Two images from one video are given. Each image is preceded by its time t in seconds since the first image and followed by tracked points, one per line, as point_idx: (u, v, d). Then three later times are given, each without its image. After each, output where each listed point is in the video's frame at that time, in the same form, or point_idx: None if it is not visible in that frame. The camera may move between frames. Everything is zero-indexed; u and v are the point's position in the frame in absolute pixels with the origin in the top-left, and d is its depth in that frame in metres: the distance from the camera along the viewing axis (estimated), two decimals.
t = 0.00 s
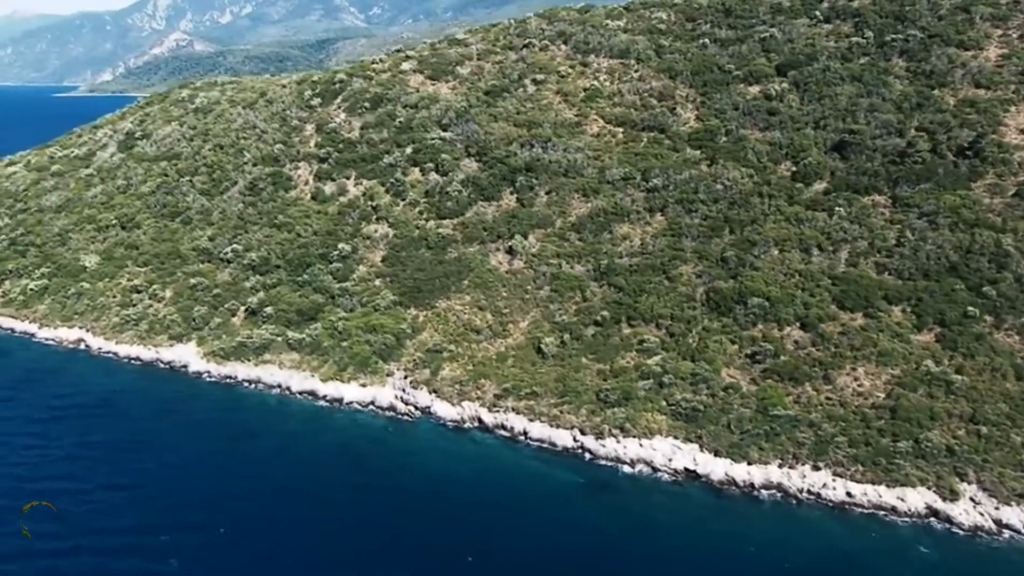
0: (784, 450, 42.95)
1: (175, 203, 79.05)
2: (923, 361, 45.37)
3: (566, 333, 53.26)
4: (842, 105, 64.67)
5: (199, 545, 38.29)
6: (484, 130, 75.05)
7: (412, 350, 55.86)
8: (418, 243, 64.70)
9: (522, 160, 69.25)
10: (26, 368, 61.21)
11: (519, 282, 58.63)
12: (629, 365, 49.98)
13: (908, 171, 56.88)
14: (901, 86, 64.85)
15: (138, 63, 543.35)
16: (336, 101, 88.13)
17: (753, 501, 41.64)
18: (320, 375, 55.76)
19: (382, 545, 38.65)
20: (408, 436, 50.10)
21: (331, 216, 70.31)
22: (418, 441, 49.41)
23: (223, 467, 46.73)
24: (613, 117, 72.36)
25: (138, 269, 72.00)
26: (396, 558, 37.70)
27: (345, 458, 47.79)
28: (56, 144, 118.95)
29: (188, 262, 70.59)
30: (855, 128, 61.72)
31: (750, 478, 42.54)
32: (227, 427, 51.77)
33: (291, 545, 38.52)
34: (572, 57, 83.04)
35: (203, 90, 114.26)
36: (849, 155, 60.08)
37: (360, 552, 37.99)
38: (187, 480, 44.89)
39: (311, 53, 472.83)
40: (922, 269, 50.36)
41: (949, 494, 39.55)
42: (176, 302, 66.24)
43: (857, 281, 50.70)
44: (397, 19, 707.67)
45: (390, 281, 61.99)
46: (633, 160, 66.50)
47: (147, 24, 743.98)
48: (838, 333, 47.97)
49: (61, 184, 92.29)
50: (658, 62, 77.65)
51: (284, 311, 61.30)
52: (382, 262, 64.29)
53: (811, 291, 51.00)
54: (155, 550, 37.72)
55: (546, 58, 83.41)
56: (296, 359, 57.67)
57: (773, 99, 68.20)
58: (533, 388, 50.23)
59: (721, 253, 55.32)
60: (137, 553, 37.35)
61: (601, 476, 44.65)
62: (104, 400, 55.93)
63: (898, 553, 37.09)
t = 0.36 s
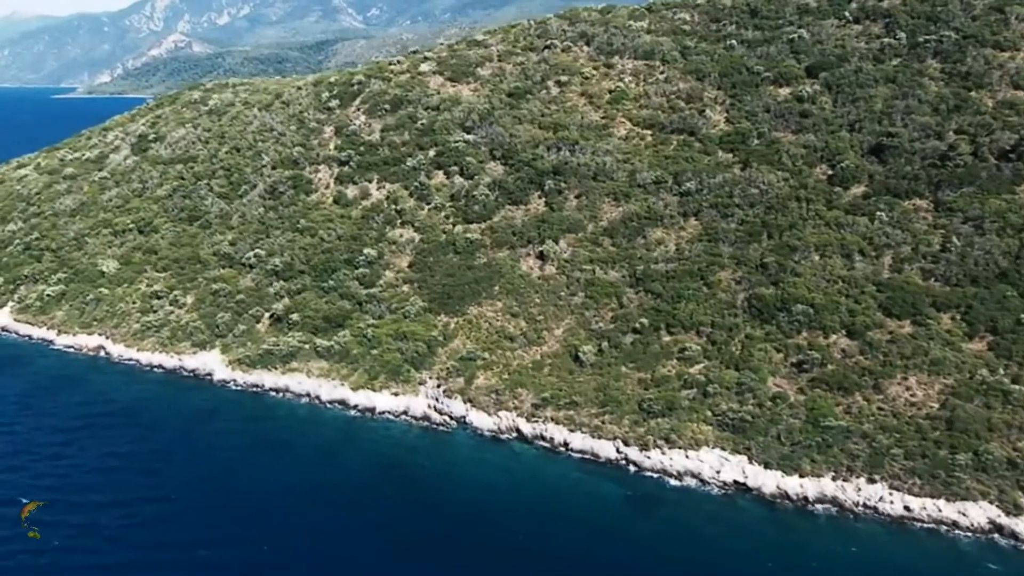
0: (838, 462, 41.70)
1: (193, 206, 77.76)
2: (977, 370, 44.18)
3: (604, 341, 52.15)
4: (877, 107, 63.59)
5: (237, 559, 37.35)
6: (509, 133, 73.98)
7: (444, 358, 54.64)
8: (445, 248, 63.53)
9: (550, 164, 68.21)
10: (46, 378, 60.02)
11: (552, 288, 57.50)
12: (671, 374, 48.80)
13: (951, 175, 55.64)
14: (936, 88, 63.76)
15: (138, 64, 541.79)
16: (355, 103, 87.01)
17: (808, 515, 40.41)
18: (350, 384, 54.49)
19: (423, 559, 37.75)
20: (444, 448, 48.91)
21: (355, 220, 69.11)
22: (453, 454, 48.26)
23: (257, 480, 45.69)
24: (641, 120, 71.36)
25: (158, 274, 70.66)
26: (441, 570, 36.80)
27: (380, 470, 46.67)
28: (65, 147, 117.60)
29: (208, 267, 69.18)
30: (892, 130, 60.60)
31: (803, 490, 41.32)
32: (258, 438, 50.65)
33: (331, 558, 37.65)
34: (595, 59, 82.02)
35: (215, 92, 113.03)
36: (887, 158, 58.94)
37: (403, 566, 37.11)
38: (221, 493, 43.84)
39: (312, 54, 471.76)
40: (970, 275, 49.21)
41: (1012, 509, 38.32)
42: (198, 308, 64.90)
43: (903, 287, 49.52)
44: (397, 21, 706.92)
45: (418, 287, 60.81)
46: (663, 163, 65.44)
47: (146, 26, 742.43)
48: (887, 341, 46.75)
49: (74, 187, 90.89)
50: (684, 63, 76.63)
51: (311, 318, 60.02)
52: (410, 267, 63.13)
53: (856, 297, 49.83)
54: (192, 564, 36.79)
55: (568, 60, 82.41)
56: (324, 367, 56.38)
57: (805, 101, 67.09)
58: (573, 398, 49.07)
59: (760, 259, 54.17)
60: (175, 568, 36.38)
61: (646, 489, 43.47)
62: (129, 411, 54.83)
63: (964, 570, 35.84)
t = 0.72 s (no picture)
0: (889, 476, 40.63)
1: (202, 213, 76.00)
2: None
3: (638, 351, 50.96)
4: (904, 111, 62.82)
5: None
6: (526, 137, 72.75)
7: (472, 369, 53.25)
8: (467, 255, 62.20)
9: (570, 169, 67.10)
10: (57, 392, 58.26)
11: (580, 297, 56.28)
12: (710, 385, 47.62)
13: (985, 180, 54.83)
14: (963, 92, 63.07)
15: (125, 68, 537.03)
16: (365, 106, 85.56)
17: (861, 531, 39.28)
18: (376, 396, 53.01)
19: None
20: (477, 463, 47.55)
21: (372, 227, 67.61)
22: (486, 468, 46.92)
23: (286, 497, 44.22)
24: (661, 124, 70.36)
25: (169, 283, 68.87)
26: None
27: (411, 486, 45.37)
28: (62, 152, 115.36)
29: (221, 275, 67.46)
30: (922, 134, 59.76)
31: (855, 505, 40.21)
32: (283, 454, 49.05)
33: None
34: (610, 62, 80.99)
35: (217, 96, 111.22)
36: (918, 163, 58.06)
37: None
38: (252, 511, 42.26)
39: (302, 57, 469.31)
40: (1011, 282, 48.38)
41: None
42: (212, 318, 63.16)
43: (944, 295, 48.59)
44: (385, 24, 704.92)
45: (441, 295, 59.40)
46: (687, 168, 64.42)
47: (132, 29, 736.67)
48: (931, 350, 45.78)
49: (76, 193, 88.86)
50: (702, 67, 75.71)
51: (331, 328, 58.45)
52: (431, 275, 61.73)
53: (896, 305, 48.85)
54: None
55: (583, 63, 81.34)
56: (347, 378, 54.83)
57: (829, 105, 66.23)
58: (609, 410, 47.82)
59: (794, 266, 53.13)
60: None
61: (692, 505, 42.19)
62: (147, 425, 53.11)
63: None
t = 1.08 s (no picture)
0: (937, 489, 39.83)
1: (206, 221, 74.16)
2: None
3: (668, 361, 49.92)
4: (923, 116, 62.31)
5: None
6: (539, 143, 71.59)
7: (497, 382, 51.95)
8: (484, 264, 60.94)
9: (586, 175, 66.04)
10: (64, 409, 56.42)
11: (604, 306, 55.20)
12: (744, 396, 46.65)
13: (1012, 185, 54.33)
14: (982, 96, 62.67)
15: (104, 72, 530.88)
16: (369, 112, 84.06)
17: (911, 546, 38.44)
18: (398, 410, 51.57)
19: None
20: (507, 478, 46.29)
21: (384, 234, 66.11)
22: (516, 484, 45.66)
23: (305, 512, 42.87)
24: (676, 130, 69.48)
25: (174, 293, 67.03)
26: None
27: (435, 501, 44.12)
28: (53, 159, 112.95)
29: (229, 285, 65.72)
30: (944, 139, 59.24)
31: (903, 520, 39.39)
32: (308, 469, 47.61)
33: None
34: (619, 67, 80.08)
35: (212, 101, 109.18)
36: (942, 168, 57.49)
37: None
38: (283, 528, 40.92)
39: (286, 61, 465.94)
40: None
41: None
42: (222, 329, 61.41)
43: (979, 303, 47.94)
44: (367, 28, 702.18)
45: (460, 305, 58.07)
46: (706, 174, 63.59)
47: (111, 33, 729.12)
48: (969, 359, 45.08)
49: (72, 201, 86.73)
50: (714, 71, 74.98)
51: (347, 339, 56.90)
52: (447, 284, 60.40)
53: (930, 313, 48.13)
54: None
55: (592, 68, 80.36)
56: (367, 392, 53.33)
57: (846, 110, 65.66)
58: (642, 423, 46.74)
59: (823, 274, 52.35)
60: None
61: (734, 520, 41.15)
62: (162, 441, 51.46)
63: None
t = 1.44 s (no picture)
0: (991, 502, 39.09)
1: (216, 228, 72.54)
2: None
3: (705, 371, 48.93)
4: (949, 120, 61.76)
5: None
6: (556, 147, 70.47)
7: (528, 393, 50.77)
8: (508, 272, 59.77)
9: (608, 181, 65.01)
10: (76, 424, 54.65)
11: (633, 314, 54.18)
12: (786, 407, 45.72)
13: None
14: (1007, 101, 62.22)
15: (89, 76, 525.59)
16: (379, 116, 82.64)
17: (969, 561, 37.62)
18: (427, 422, 50.27)
19: None
20: (544, 493, 45.13)
21: (402, 241, 64.76)
22: (555, 499, 44.53)
23: (335, 529, 41.52)
24: (697, 134, 68.57)
25: (186, 302, 65.43)
26: None
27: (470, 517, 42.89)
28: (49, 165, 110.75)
29: (243, 294, 64.13)
30: (972, 144, 58.67)
31: (959, 533, 38.58)
32: (338, 484, 46.38)
33: None
34: (634, 70, 79.11)
35: (213, 105, 107.33)
36: (972, 173, 56.93)
37: None
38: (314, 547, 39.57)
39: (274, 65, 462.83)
40: None
41: None
42: (239, 340, 59.82)
43: (1020, 310, 47.29)
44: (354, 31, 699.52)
45: (485, 314, 56.84)
46: (730, 180, 62.71)
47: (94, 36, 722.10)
48: (1015, 368, 44.42)
49: (74, 208, 84.78)
50: (732, 75, 74.16)
51: (371, 350, 55.53)
52: (471, 293, 59.14)
53: (971, 321, 47.46)
54: None
55: (606, 71, 79.39)
56: (394, 404, 51.97)
57: (870, 114, 65.01)
58: (682, 435, 45.71)
59: (859, 280, 51.54)
60: None
61: (783, 534, 40.18)
62: (182, 455, 49.97)
63: None
